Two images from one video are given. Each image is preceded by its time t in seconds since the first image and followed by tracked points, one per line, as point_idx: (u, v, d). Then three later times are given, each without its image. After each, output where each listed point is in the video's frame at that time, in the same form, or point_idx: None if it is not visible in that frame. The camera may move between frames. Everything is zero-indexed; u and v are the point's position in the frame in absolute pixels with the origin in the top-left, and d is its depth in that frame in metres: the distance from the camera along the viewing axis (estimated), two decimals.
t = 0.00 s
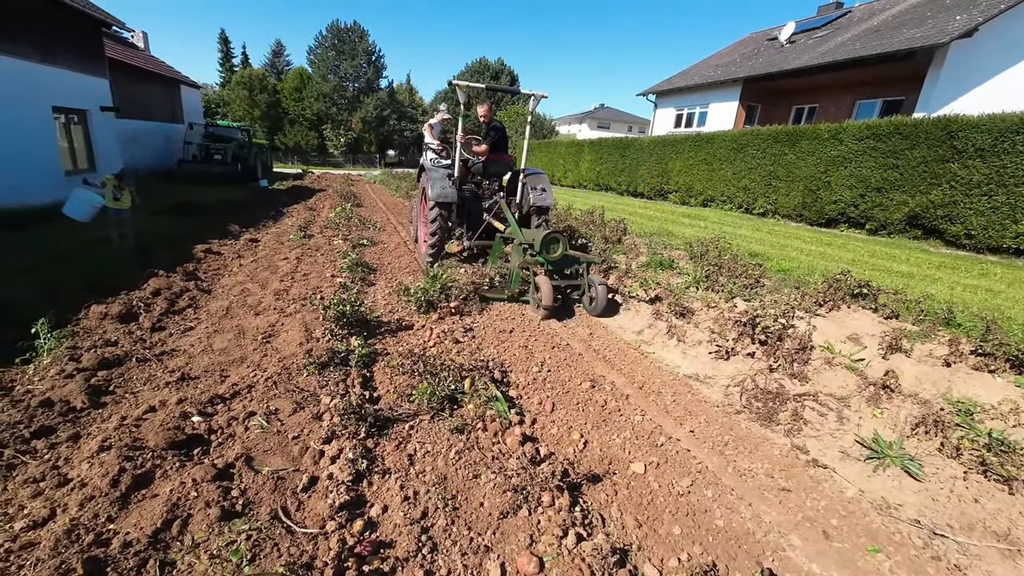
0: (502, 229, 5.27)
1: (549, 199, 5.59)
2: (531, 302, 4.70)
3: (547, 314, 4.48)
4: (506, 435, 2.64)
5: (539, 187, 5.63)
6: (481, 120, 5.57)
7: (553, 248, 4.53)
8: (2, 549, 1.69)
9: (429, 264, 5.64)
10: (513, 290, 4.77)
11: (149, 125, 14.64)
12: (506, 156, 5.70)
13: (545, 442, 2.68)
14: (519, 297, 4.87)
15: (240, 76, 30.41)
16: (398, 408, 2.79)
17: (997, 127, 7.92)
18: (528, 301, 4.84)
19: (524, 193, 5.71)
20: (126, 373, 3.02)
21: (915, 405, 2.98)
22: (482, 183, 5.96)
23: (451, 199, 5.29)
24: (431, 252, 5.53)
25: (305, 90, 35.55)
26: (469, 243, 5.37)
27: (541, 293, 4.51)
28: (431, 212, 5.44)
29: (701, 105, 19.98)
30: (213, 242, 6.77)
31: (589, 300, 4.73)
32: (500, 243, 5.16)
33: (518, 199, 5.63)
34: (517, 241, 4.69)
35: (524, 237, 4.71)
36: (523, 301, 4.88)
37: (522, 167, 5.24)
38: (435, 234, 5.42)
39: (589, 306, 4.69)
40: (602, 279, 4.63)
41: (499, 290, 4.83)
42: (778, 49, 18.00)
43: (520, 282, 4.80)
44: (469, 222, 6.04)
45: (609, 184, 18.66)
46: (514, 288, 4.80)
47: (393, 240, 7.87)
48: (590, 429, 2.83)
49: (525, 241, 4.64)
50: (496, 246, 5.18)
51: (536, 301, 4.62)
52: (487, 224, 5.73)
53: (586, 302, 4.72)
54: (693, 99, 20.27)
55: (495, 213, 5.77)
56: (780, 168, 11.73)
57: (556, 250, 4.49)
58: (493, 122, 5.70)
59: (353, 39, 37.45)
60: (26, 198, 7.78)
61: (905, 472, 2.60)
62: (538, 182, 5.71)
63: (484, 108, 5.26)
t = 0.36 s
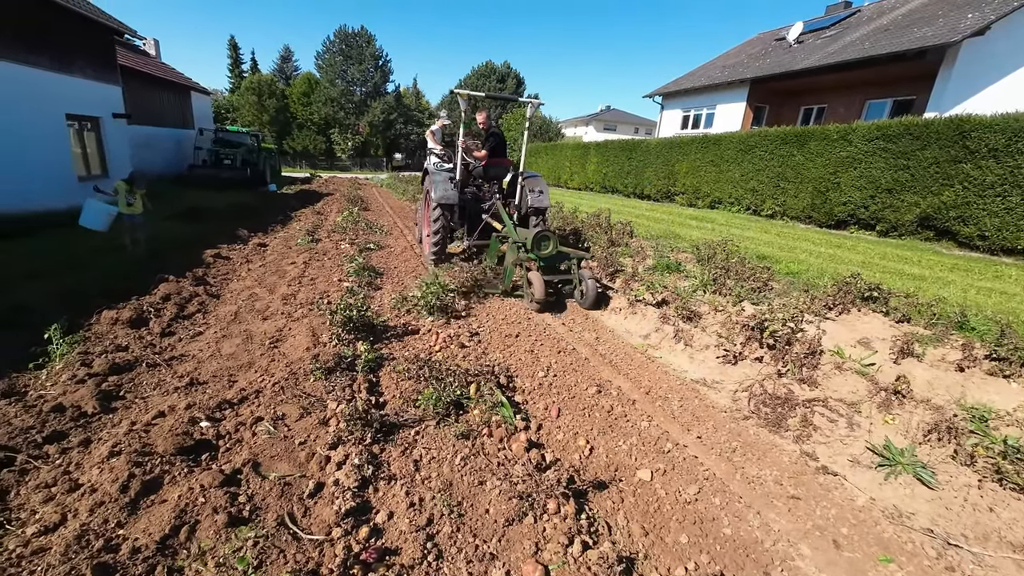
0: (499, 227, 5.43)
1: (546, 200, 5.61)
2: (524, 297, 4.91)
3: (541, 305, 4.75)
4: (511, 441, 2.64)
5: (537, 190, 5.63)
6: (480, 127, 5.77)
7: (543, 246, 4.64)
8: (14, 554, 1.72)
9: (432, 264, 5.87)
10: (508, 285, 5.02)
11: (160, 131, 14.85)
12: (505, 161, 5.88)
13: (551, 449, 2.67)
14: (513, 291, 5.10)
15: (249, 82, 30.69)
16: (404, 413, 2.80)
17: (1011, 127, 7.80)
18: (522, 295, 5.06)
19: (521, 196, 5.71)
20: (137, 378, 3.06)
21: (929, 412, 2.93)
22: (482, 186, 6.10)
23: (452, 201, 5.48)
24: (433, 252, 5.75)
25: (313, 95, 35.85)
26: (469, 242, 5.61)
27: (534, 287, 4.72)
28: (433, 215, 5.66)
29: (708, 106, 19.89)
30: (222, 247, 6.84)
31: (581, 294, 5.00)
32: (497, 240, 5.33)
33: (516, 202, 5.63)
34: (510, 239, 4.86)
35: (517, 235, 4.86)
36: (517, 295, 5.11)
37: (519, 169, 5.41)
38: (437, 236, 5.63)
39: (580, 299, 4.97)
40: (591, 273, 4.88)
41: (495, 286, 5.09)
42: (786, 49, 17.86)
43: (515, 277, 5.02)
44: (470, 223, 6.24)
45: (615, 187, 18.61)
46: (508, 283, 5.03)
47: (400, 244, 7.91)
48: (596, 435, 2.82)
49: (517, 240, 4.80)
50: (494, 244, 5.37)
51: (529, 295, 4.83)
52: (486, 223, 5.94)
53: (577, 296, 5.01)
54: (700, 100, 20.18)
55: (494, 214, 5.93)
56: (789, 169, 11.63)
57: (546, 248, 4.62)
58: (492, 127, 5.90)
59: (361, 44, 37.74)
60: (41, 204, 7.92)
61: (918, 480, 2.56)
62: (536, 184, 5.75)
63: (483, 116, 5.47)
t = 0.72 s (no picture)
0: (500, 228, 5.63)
1: (546, 202, 5.62)
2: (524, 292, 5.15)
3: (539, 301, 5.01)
4: (521, 448, 2.61)
5: (537, 193, 5.64)
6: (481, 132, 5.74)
7: (542, 244, 4.92)
8: (24, 560, 1.72)
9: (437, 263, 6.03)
10: (507, 282, 5.24)
11: (171, 136, 15.06)
12: (505, 164, 5.85)
13: (561, 456, 2.64)
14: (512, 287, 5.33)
15: (259, 88, 30.97)
16: (412, 419, 2.78)
17: None
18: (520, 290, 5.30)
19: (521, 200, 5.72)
20: (147, 382, 3.07)
21: (949, 421, 2.85)
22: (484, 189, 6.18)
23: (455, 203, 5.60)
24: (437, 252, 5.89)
25: (322, 100, 36.18)
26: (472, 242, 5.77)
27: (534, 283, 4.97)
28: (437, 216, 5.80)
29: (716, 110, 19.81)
30: (232, 251, 6.89)
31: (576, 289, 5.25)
32: (498, 240, 5.44)
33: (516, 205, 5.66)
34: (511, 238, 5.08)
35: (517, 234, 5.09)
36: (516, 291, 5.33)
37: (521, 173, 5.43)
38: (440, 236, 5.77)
39: (575, 296, 5.23)
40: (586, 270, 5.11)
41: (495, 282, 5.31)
42: (795, 52, 17.73)
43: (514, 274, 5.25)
44: (473, 223, 6.36)
45: (622, 190, 18.56)
46: (507, 280, 5.25)
47: (407, 248, 7.92)
48: (606, 442, 2.78)
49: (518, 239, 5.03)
50: (495, 244, 5.48)
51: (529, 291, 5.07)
52: (488, 223, 6.08)
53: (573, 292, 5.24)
54: (708, 104, 20.07)
55: (496, 215, 6.09)
56: (799, 173, 11.52)
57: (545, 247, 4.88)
58: (493, 131, 5.80)
59: (369, 49, 37.98)
60: (54, 208, 8.02)
61: (938, 492, 2.49)
62: (536, 186, 5.76)
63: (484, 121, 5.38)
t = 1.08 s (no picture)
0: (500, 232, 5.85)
1: (546, 206, 5.63)
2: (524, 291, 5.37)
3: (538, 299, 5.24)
4: (530, 455, 2.61)
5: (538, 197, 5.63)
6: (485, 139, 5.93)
7: (540, 245, 5.20)
8: (43, 561, 1.74)
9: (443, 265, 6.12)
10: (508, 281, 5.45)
11: (185, 142, 15.32)
12: (509, 170, 6.06)
13: (570, 464, 2.63)
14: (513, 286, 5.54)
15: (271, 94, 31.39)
16: (422, 424, 2.79)
17: None
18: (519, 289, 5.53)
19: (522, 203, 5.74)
20: (161, 386, 3.11)
21: (965, 432, 2.80)
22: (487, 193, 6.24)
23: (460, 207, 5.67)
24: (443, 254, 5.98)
25: (332, 107, 36.60)
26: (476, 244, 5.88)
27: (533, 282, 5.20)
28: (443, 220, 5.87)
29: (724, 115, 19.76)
30: (244, 255, 6.97)
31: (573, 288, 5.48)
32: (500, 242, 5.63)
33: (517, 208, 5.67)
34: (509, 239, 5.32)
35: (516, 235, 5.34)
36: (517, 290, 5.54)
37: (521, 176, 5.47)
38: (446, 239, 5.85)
39: (573, 293, 5.45)
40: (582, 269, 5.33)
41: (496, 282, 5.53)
42: (805, 57, 17.64)
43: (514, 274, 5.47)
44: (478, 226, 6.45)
45: (630, 196, 18.54)
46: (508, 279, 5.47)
47: (416, 253, 7.97)
48: (616, 450, 2.77)
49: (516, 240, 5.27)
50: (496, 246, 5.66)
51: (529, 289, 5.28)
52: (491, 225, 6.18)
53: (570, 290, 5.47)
54: (716, 109, 20.04)
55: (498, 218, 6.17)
56: (809, 178, 11.44)
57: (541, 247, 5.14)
58: (497, 139, 6.01)
59: (378, 56, 38.38)
60: (71, 213, 8.18)
61: (955, 503, 2.45)
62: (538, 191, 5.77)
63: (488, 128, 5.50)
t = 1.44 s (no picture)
0: (506, 236, 5.98)
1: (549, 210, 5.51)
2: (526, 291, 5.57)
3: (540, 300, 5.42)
4: (544, 465, 2.59)
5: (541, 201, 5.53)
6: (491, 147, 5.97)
7: (542, 247, 5.39)
8: (64, 566, 1.76)
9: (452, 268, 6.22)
10: (512, 282, 5.65)
11: (200, 149, 15.58)
12: (515, 177, 6.12)
13: (584, 475, 2.60)
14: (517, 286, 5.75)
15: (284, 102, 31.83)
16: (435, 433, 2.78)
17: None
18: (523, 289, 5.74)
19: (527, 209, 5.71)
20: (178, 391, 3.14)
21: (990, 447, 2.74)
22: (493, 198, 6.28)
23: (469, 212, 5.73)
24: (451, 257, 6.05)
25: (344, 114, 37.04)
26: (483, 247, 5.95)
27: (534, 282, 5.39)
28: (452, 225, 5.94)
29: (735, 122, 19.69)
30: (257, 261, 7.06)
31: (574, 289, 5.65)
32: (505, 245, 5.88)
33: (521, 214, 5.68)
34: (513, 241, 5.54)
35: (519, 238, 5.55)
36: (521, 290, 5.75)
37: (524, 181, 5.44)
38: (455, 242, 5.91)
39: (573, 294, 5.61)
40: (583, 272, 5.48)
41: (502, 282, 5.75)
42: (817, 64, 17.54)
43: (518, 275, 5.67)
44: (483, 229, 6.54)
45: (640, 203, 18.50)
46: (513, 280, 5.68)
47: (427, 259, 8.01)
48: (630, 461, 2.74)
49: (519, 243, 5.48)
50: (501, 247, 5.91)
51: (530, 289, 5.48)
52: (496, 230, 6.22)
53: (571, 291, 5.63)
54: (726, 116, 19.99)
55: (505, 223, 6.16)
56: (822, 186, 11.33)
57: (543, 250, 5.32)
58: (503, 147, 6.18)
59: (390, 64, 38.81)
60: (89, 218, 8.32)
61: (981, 521, 2.38)
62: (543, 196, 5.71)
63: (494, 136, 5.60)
